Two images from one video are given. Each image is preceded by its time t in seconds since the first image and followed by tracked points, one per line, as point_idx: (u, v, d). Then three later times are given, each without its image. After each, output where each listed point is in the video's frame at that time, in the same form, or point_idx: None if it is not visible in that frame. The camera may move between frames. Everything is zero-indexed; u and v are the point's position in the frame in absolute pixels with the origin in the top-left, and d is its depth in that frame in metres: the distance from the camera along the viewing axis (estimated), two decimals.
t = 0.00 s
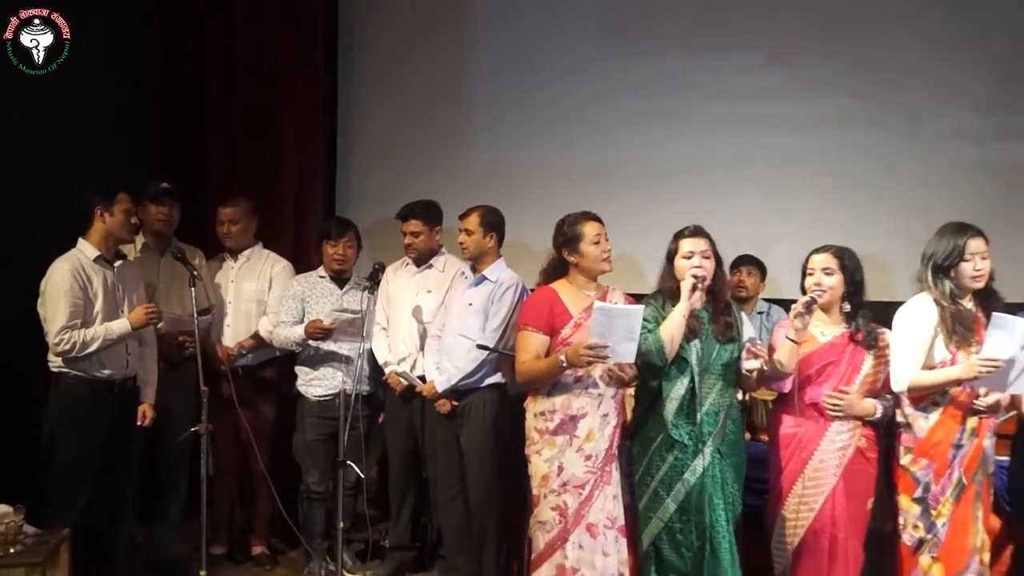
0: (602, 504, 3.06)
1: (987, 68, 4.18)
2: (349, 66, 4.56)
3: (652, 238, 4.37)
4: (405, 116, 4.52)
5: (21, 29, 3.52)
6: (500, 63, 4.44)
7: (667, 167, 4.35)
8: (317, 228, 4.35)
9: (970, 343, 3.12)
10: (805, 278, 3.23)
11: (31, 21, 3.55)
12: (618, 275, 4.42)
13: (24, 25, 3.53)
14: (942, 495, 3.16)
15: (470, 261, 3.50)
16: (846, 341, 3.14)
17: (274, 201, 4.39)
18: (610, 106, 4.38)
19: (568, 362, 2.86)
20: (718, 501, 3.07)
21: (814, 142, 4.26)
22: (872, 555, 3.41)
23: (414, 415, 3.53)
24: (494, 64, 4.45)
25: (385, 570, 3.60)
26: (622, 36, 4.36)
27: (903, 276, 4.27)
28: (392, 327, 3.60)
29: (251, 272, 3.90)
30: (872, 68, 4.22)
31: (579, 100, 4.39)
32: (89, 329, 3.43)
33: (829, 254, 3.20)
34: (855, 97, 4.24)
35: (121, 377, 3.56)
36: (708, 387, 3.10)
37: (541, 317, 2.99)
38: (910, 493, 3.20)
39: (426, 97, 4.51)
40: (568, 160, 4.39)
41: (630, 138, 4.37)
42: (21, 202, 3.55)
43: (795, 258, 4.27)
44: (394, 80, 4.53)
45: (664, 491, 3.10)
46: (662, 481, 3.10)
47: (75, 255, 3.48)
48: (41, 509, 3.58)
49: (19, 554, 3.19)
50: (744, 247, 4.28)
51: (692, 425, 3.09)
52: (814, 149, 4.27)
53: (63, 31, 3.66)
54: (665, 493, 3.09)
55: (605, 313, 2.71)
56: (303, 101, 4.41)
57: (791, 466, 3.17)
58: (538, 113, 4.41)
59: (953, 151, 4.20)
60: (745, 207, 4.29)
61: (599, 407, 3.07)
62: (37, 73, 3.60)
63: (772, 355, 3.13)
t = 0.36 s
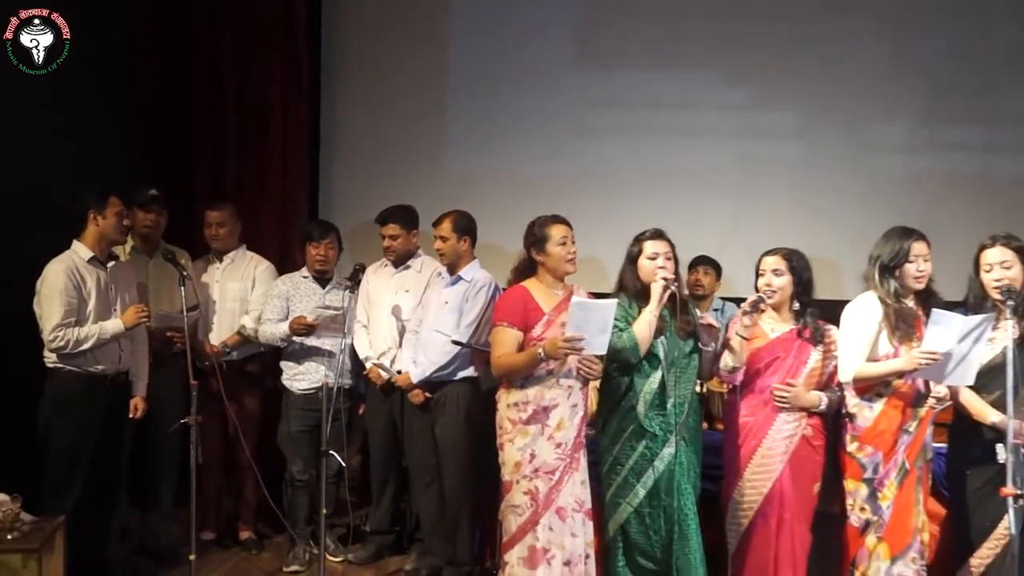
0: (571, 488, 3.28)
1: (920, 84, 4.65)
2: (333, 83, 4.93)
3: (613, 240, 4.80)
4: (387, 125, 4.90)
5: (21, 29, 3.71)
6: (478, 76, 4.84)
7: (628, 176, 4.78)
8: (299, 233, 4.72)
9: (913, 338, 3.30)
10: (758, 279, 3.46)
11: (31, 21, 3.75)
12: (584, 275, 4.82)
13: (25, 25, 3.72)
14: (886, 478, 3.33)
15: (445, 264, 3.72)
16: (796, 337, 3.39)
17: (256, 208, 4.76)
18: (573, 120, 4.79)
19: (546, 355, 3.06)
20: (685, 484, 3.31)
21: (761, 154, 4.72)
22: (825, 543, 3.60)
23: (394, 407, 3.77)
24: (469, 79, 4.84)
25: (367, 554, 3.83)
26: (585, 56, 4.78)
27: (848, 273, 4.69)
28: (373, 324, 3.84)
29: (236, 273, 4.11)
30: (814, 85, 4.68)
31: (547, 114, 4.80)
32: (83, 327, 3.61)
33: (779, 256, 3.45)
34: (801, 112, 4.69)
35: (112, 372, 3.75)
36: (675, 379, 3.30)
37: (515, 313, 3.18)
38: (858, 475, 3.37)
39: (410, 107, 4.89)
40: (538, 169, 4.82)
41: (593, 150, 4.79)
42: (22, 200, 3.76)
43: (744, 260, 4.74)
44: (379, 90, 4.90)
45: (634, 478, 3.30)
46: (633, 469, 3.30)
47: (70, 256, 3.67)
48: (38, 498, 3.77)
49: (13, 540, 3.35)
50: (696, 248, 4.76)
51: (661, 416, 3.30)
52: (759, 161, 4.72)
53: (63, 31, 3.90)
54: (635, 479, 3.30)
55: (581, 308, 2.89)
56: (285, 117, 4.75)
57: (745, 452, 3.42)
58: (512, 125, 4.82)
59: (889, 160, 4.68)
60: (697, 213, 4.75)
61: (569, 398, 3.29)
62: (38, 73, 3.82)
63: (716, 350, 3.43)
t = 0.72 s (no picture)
0: (551, 479, 3.44)
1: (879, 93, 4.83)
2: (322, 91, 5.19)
3: (590, 243, 5.05)
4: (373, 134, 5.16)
5: (22, 30, 3.90)
6: (460, 84, 5.09)
7: (604, 181, 5.03)
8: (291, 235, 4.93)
9: (873, 335, 3.49)
10: (728, 279, 3.65)
11: (32, 21, 3.95)
12: (563, 276, 5.08)
13: (25, 25, 3.92)
14: (849, 467, 3.51)
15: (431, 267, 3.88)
16: (762, 334, 3.59)
17: (251, 209, 4.99)
18: (552, 130, 5.05)
19: (525, 356, 3.22)
20: (661, 474, 3.48)
21: (729, 162, 4.94)
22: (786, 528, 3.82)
23: (381, 402, 3.94)
24: (451, 87, 5.10)
25: (357, 542, 4.04)
26: (562, 68, 5.03)
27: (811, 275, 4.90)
28: (362, 323, 4.00)
29: (230, 274, 4.29)
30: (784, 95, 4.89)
31: (525, 121, 5.07)
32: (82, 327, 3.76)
33: (748, 258, 3.61)
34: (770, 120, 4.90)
35: (112, 369, 3.90)
36: (650, 375, 3.48)
37: (495, 313, 3.35)
38: (822, 465, 3.53)
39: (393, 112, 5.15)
40: (519, 175, 5.08)
41: (572, 158, 5.04)
42: (22, 200, 3.93)
43: (715, 262, 4.97)
44: (366, 96, 5.16)
45: (613, 469, 3.47)
46: (611, 460, 3.47)
47: (71, 257, 3.82)
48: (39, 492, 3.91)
49: (17, 530, 3.39)
50: (670, 250, 5.00)
51: (638, 409, 3.47)
52: (729, 169, 4.95)
53: (63, 32, 4.10)
54: (613, 470, 3.47)
55: (561, 313, 3.02)
56: (277, 120, 5.00)
57: (714, 443, 3.61)
58: (494, 132, 5.09)
59: (850, 166, 4.88)
60: (671, 218, 4.99)
61: (547, 392, 3.44)
62: (39, 73, 4.01)
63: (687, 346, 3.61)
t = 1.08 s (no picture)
0: (527, 468, 3.60)
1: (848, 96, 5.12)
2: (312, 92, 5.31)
3: (570, 242, 5.25)
4: (361, 134, 5.31)
5: (22, 30, 4.07)
6: (449, 84, 5.24)
7: (584, 183, 5.23)
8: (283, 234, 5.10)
9: (836, 332, 3.68)
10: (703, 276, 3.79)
11: (32, 22, 4.11)
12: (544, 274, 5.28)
13: (26, 25, 4.08)
14: (816, 456, 3.67)
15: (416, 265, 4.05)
16: (733, 331, 3.75)
17: (242, 208, 5.15)
18: (535, 133, 5.24)
19: (498, 351, 3.39)
20: (633, 465, 3.63)
21: (707, 165, 5.18)
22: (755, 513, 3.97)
23: (368, 395, 4.11)
24: (437, 89, 5.25)
25: (345, 529, 4.22)
26: (544, 73, 5.21)
27: (776, 273, 5.19)
28: (350, 318, 4.17)
29: (227, 270, 4.44)
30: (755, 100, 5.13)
31: (510, 125, 5.24)
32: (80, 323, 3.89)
33: (722, 257, 3.76)
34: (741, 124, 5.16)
35: (109, 363, 4.05)
36: (624, 369, 3.65)
37: (476, 309, 3.51)
38: (790, 453, 3.71)
39: (382, 108, 5.29)
40: (503, 177, 5.27)
41: (554, 160, 5.24)
42: (23, 200, 4.08)
43: (688, 259, 5.23)
44: (353, 97, 5.29)
45: (587, 458, 3.64)
46: (586, 449, 3.64)
47: (69, 255, 3.95)
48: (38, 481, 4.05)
49: (17, 518, 3.43)
50: (646, 249, 5.22)
51: (612, 401, 3.63)
52: (705, 171, 5.19)
53: (65, 33, 4.26)
54: (587, 459, 3.63)
55: (531, 310, 3.18)
56: (271, 122, 5.15)
57: (684, 432, 3.78)
58: (481, 135, 5.26)
59: (817, 168, 5.17)
60: (648, 218, 5.21)
61: (524, 385, 3.62)
62: (39, 74, 4.16)
63: (660, 340, 3.79)
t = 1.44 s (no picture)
0: (510, 459, 3.78)
1: (810, 105, 5.26)
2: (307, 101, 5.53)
3: (552, 243, 5.47)
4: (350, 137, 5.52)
5: (21, 30, 4.15)
6: (431, 91, 5.46)
7: (566, 187, 5.44)
8: (277, 234, 5.30)
9: (804, 330, 3.82)
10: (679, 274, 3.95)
11: (31, 21, 4.20)
12: (527, 273, 5.49)
13: (24, 25, 4.17)
14: (783, 447, 3.83)
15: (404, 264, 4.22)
16: (707, 328, 3.92)
17: (238, 210, 5.37)
18: (519, 138, 5.45)
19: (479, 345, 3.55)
20: (614, 455, 3.82)
21: (682, 168, 5.37)
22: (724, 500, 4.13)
23: (358, 389, 4.30)
24: (425, 96, 5.46)
25: (337, 517, 4.45)
26: (527, 81, 5.42)
27: (749, 272, 5.36)
28: (341, 316, 4.36)
29: (224, 269, 4.62)
30: (724, 108, 5.30)
31: (495, 131, 5.46)
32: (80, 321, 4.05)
33: (699, 257, 3.94)
34: (712, 132, 5.32)
35: (109, 359, 4.21)
36: (604, 364, 3.81)
37: (461, 306, 3.69)
38: (759, 444, 3.87)
39: (365, 120, 5.50)
40: (489, 180, 5.48)
41: (537, 165, 5.45)
42: (26, 200, 4.25)
43: (666, 261, 5.41)
44: (346, 102, 5.51)
45: (569, 449, 3.81)
46: (568, 440, 3.80)
47: (69, 256, 4.10)
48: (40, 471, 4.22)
49: (19, 508, 3.53)
50: (625, 249, 5.43)
51: (594, 395, 3.80)
52: (682, 174, 5.37)
53: (63, 32, 4.40)
54: (570, 450, 3.81)
55: (506, 306, 3.34)
56: (264, 123, 5.35)
57: (660, 424, 3.97)
58: (467, 141, 5.47)
59: (786, 175, 5.30)
60: (627, 220, 5.42)
61: (507, 379, 3.79)
62: (37, 73, 4.29)
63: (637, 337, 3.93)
